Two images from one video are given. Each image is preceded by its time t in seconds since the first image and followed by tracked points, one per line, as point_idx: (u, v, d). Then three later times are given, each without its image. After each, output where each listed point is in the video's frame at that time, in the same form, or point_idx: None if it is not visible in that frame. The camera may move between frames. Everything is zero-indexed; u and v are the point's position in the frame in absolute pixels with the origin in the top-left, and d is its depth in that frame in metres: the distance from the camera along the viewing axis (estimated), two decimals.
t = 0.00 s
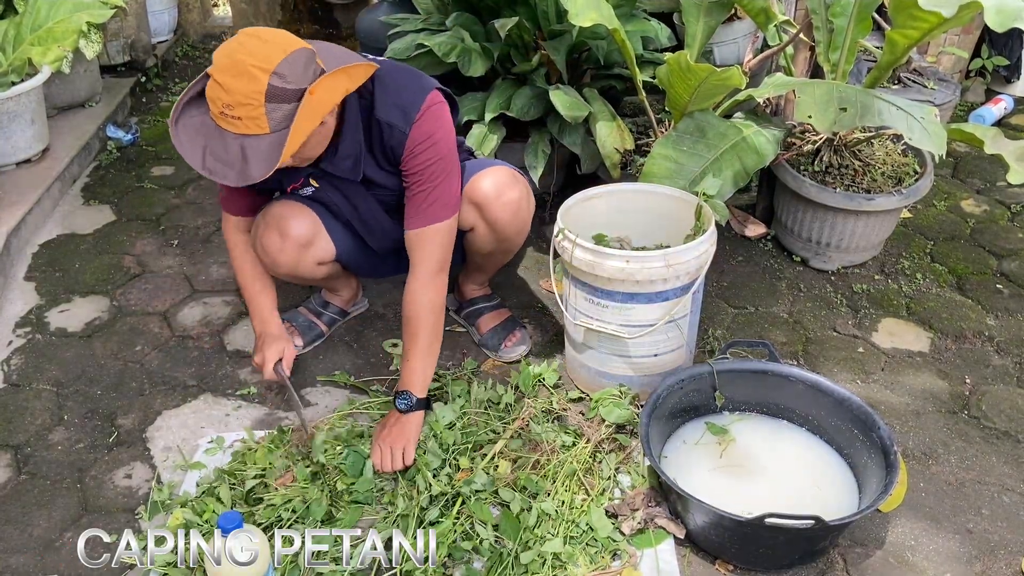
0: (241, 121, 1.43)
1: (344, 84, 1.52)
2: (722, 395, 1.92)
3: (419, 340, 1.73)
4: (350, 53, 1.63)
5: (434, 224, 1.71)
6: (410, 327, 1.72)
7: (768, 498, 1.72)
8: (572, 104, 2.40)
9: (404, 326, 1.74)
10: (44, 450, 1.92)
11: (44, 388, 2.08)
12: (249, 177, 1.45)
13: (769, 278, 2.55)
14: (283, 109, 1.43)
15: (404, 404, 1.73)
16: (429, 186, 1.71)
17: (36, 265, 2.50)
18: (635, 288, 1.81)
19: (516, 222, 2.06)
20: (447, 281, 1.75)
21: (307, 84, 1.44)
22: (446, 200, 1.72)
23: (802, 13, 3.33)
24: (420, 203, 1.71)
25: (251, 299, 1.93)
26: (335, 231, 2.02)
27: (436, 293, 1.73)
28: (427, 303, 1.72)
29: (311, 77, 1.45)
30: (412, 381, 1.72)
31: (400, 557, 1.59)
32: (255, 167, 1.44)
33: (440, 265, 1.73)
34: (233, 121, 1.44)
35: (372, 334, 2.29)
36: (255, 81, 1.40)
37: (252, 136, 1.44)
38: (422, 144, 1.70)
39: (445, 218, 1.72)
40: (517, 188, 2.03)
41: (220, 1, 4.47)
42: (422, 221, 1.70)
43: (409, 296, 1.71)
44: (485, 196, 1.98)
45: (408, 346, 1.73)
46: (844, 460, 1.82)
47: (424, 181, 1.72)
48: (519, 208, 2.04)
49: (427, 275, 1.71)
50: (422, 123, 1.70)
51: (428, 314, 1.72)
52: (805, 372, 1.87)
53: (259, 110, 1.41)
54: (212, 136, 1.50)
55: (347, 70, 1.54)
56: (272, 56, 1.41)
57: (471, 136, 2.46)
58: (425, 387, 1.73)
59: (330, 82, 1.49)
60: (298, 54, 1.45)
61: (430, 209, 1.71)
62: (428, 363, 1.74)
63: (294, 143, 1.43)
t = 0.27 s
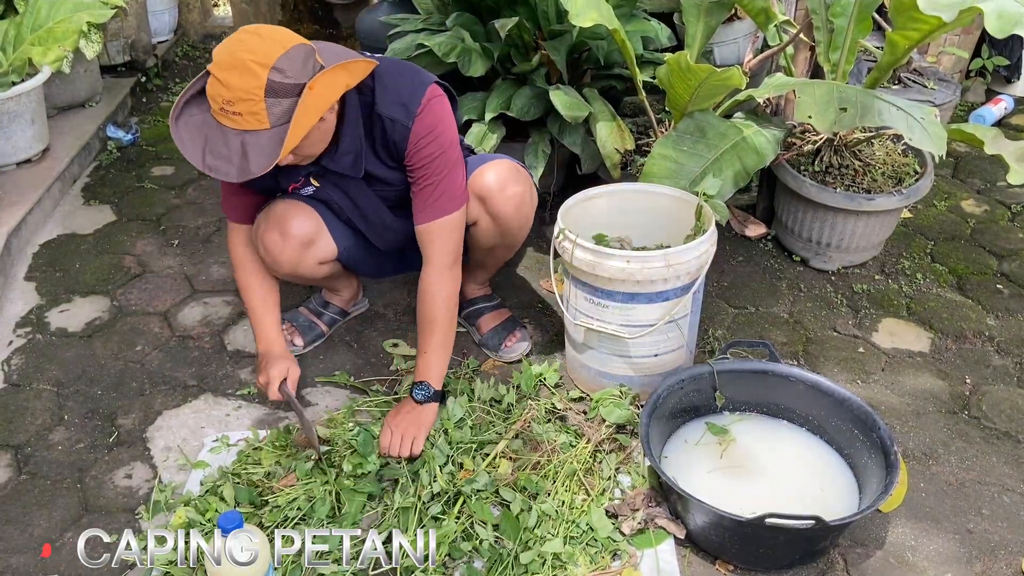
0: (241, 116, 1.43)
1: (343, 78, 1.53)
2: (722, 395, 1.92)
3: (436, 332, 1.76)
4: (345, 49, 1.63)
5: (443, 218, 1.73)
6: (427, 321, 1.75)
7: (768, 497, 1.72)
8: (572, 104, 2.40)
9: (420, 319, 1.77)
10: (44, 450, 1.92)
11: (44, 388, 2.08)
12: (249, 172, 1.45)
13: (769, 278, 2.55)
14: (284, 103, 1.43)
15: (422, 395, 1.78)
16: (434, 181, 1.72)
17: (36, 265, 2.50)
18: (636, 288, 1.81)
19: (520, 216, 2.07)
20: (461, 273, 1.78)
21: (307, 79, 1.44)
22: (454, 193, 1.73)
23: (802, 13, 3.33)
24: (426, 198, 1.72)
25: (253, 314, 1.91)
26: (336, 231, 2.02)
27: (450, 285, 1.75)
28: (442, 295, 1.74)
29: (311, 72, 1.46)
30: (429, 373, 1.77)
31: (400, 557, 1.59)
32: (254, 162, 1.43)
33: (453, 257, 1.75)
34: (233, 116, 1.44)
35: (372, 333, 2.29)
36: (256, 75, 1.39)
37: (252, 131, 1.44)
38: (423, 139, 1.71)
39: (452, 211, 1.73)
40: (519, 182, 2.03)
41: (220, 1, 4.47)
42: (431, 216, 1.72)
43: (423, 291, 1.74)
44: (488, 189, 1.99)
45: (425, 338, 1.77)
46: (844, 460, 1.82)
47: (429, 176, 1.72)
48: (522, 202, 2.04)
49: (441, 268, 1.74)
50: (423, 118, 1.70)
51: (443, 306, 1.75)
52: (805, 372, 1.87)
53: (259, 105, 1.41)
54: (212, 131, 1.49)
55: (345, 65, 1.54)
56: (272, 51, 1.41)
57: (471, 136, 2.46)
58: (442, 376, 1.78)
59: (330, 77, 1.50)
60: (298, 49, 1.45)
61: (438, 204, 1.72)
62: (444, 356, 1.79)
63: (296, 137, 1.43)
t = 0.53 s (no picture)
0: (256, 131, 1.43)
1: (350, 98, 1.56)
2: (722, 395, 1.92)
3: (355, 369, 1.66)
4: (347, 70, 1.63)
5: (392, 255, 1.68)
6: (349, 350, 1.65)
7: (768, 498, 1.72)
8: (571, 104, 2.40)
9: (344, 348, 1.67)
10: (44, 450, 1.92)
11: (44, 388, 2.08)
12: (264, 188, 1.45)
13: (769, 278, 2.55)
14: (298, 119, 1.44)
15: (325, 425, 1.66)
16: (403, 220, 1.68)
17: (36, 265, 2.50)
18: (636, 288, 1.81)
19: (515, 236, 2.06)
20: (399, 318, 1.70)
21: (320, 95, 1.46)
22: (417, 236, 1.69)
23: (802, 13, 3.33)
24: (388, 234, 1.68)
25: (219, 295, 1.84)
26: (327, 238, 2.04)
27: (380, 324, 1.65)
28: (366, 333, 1.65)
29: (323, 89, 1.47)
30: (338, 404, 1.65)
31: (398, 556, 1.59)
32: (270, 178, 1.44)
33: (394, 298, 1.68)
34: (246, 130, 1.44)
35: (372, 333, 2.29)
36: (272, 91, 1.40)
37: (266, 146, 1.45)
38: (400, 177, 1.69)
39: (409, 251, 1.68)
40: (516, 202, 2.02)
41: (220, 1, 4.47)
42: (387, 250, 1.68)
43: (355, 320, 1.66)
44: (481, 212, 1.98)
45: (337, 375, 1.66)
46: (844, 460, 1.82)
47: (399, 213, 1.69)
48: (516, 225, 2.03)
49: (381, 302, 1.66)
50: (406, 158, 1.69)
51: (366, 341, 1.65)
52: (805, 372, 1.87)
53: (275, 119, 1.42)
54: (219, 151, 1.49)
55: (354, 85, 1.58)
56: (287, 67, 1.42)
57: (471, 136, 2.46)
58: (348, 410, 1.66)
59: (338, 95, 1.52)
60: (309, 66, 1.46)
61: (406, 242, 1.68)
62: (357, 388, 1.67)
63: (314, 151, 1.44)
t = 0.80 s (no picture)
0: (296, 104, 1.44)
1: (377, 71, 1.56)
2: (722, 395, 1.92)
3: (450, 337, 1.66)
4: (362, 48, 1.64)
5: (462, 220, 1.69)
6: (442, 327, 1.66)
7: (768, 497, 1.72)
8: (571, 103, 2.40)
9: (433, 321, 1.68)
10: (44, 450, 1.92)
11: (43, 388, 2.08)
12: (314, 159, 1.46)
13: (769, 278, 2.55)
14: (336, 90, 1.47)
15: (423, 403, 1.65)
16: (444, 182, 1.68)
17: (36, 265, 2.50)
18: (636, 288, 1.81)
19: (527, 223, 2.07)
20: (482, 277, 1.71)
21: (352, 66, 1.49)
22: (464, 194, 1.69)
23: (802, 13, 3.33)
24: (440, 200, 1.68)
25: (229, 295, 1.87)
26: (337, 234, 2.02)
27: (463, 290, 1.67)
28: (456, 297, 1.66)
29: (354, 61, 1.50)
30: (439, 381, 1.64)
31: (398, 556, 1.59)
32: (321, 149, 1.46)
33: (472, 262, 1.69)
34: (286, 105, 1.45)
35: (372, 333, 2.29)
36: (312, 61, 1.41)
37: (308, 119, 1.46)
38: (429, 143, 1.68)
39: (466, 212, 1.69)
40: (527, 189, 2.03)
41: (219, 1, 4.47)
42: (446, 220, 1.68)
43: (440, 290, 1.68)
44: (498, 195, 1.98)
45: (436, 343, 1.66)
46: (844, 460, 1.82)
47: (442, 176, 1.69)
48: (528, 210, 2.04)
49: (460, 268, 1.67)
50: (429, 123, 1.67)
51: (456, 310, 1.67)
52: (805, 372, 1.87)
53: (317, 89, 1.43)
54: (260, 129, 1.48)
55: (375, 57, 1.55)
56: (321, 40, 1.44)
57: (471, 135, 2.46)
58: (450, 387, 1.65)
59: (368, 67, 1.54)
60: (339, 39, 1.49)
61: (455, 205, 1.68)
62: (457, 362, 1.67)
63: (355, 119, 1.47)
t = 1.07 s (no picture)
0: (285, 116, 1.47)
1: (367, 75, 1.57)
2: (722, 395, 1.92)
3: (408, 327, 1.79)
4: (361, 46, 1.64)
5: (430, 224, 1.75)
6: (397, 314, 1.79)
7: (768, 497, 1.72)
8: (571, 103, 2.40)
9: (393, 308, 1.80)
10: (44, 450, 1.92)
11: (44, 388, 2.08)
12: (297, 173, 1.49)
13: (769, 278, 2.55)
14: (324, 103, 1.48)
15: (379, 385, 1.79)
16: (425, 185, 1.73)
17: (36, 265, 2.50)
18: (635, 288, 1.81)
19: (517, 220, 2.06)
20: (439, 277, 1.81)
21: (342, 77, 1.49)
22: (438, 200, 1.75)
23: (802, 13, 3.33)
24: (416, 200, 1.74)
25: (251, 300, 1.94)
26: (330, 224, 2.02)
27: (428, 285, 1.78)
28: (417, 292, 1.77)
29: (345, 71, 1.50)
30: (392, 364, 1.78)
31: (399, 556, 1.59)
32: (305, 163, 1.49)
33: (434, 263, 1.78)
34: (275, 117, 1.48)
35: (372, 333, 2.29)
36: (300, 75, 1.43)
37: (296, 132, 1.49)
38: (423, 142, 1.71)
39: (439, 218, 1.75)
40: (519, 186, 2.02)
41: (219, 1, 4.47)
42: (418, 220, 1.74)
43: (402, 286, 1.77)
44: (486, 193, 1.98)
45: (392, 328, 1.80)
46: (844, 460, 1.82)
47: (421, 178, 1.73)
48: (519, 208, 2.04)
49: (421, 268, 1.76)
50: (425, 123, 1.70)
51: (417, 305, 1.78)
52: (805, 372, 1.87)
53: (304, 104, 1.46)
54: (249, 134, 1.52)
55: (369, 60, 1.58)
56: (312, 52, 1.45)
57: (471, 136, 2.46)
58: (402, 372, 1.79)
59: (358, 74, 1.54)
60: (331, 48, 1.49)
61: (429, 209, 1.74)
62: (408, 350, 1.81)
63: (340, 137, 1.49)
